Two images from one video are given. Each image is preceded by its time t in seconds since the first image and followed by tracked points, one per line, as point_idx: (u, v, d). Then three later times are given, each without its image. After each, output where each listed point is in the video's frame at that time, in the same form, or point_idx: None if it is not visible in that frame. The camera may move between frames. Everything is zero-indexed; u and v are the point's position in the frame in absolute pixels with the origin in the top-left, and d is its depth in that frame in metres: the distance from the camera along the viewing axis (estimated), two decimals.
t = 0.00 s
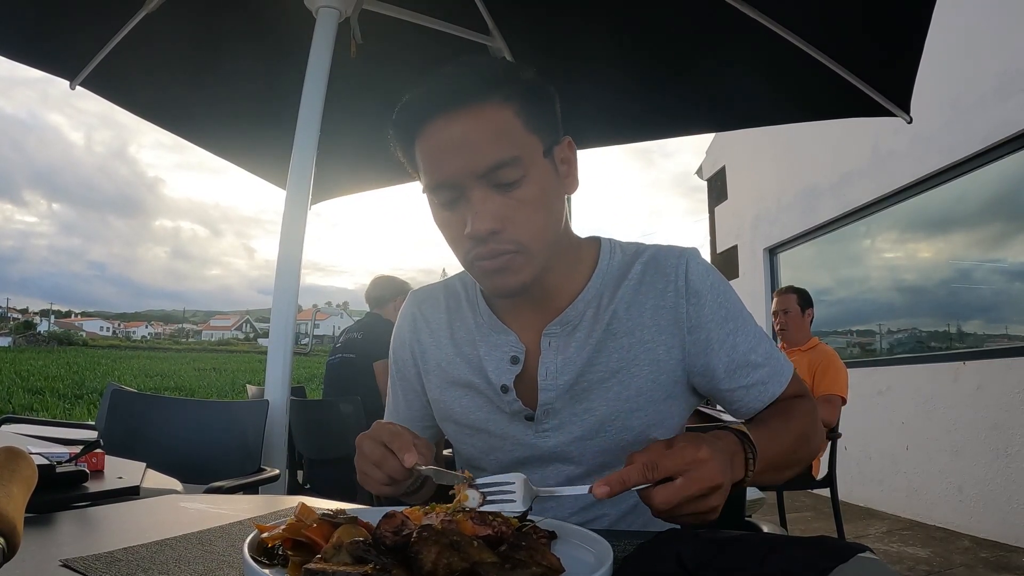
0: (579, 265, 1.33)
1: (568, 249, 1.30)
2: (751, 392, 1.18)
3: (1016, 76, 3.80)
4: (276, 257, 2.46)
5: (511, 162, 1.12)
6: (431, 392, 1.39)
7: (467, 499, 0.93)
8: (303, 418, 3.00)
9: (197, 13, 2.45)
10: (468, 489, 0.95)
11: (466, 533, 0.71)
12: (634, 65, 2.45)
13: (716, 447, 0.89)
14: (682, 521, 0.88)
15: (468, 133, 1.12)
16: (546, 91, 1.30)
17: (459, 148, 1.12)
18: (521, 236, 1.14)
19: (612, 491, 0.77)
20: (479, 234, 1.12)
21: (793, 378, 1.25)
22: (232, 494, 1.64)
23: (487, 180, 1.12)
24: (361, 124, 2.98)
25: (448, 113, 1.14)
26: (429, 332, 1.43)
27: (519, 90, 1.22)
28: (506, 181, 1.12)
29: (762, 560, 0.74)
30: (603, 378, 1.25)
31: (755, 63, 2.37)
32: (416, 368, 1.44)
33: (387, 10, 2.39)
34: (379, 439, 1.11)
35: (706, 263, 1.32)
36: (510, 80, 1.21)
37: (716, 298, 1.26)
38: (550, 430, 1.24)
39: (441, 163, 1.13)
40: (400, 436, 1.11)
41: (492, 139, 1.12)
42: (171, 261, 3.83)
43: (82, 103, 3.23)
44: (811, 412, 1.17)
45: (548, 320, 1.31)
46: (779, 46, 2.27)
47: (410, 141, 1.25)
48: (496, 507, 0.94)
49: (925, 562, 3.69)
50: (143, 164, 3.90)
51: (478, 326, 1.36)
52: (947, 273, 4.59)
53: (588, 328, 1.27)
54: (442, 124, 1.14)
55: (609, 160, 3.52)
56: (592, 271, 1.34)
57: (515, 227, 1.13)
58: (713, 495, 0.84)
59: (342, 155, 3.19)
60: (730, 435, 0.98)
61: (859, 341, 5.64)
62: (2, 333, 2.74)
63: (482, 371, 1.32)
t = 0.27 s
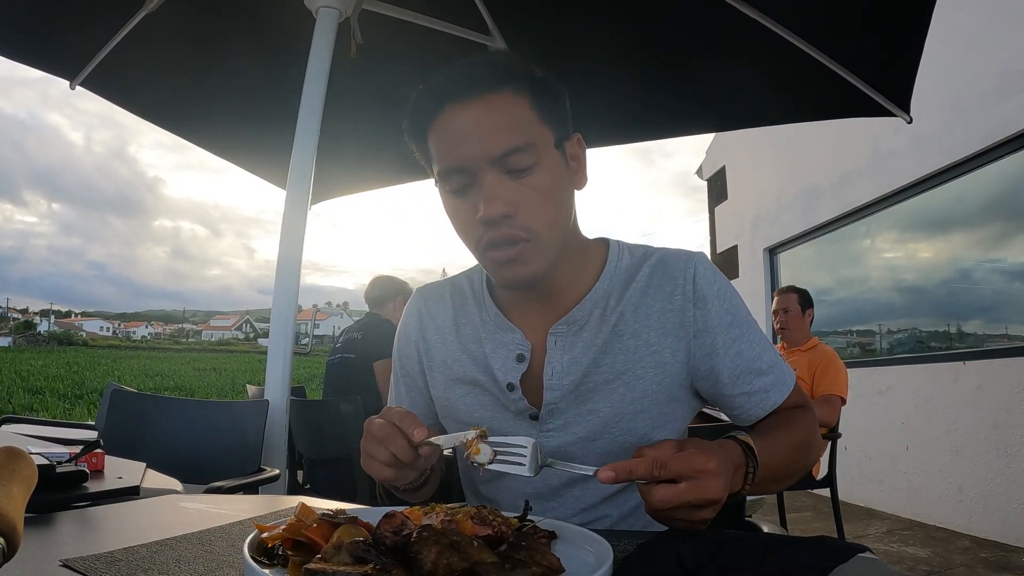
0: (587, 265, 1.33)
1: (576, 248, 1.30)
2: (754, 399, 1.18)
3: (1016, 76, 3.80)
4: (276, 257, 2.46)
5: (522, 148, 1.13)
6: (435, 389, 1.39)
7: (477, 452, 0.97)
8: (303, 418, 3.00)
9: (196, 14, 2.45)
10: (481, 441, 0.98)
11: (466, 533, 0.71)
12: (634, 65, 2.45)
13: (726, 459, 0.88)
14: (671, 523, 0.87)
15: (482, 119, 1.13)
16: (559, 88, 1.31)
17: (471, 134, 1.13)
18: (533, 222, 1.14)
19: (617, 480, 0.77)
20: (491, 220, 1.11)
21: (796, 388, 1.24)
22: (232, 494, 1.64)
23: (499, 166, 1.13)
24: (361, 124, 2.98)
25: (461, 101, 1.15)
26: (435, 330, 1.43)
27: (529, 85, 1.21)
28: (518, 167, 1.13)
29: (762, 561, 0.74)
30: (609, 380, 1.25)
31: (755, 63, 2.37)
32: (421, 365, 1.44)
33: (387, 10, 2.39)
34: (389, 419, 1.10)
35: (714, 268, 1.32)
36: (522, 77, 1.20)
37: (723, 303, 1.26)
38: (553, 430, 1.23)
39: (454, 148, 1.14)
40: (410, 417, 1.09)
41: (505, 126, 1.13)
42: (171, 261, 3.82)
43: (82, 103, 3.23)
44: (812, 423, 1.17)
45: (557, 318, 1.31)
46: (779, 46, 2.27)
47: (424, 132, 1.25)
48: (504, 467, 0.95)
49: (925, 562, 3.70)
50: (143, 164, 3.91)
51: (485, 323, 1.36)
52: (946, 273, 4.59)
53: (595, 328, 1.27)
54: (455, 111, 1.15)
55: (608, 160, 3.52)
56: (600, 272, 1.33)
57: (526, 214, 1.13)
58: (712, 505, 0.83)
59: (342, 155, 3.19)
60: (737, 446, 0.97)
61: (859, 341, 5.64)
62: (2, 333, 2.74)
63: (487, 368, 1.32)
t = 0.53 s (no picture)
0: (592, 266, 1.33)
1: (582, 248, 1.30)
2: (756, 406, 1.18)
3: (1016, 76, 3.80)
4: (276, 257, 2.46)
5: (533, 139, 1.14)
6: (437, 386, 1.38)
7: (497, 426, 0.94)
8: (303, 418, 3.00)
9: (196, 14, 2.45)
10: (502, 416, 0.95)
11: (466, 533, 0.71)
12: (634, 65, 2.45)
13: (735, 465, 0.88)
14: (673, 524, 0.86)
15: (494, 110, 1.15)
16: (572, 86, 1.31)
17: (484, 122, 1.14)
18: (543, 211, 1.13)
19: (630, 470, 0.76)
20: (501, 208, 1.11)
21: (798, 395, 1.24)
22: (232, 494, 1.64)
23: (510, 156, 1.14)
24: (361, 124, 2.98)
25: (474, 93, 1.17)
26: (438, 327, 1.43)
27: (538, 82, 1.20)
28: (530, 157, 1.14)
29: (763, 561, 0.74)
30: (613, 381, 1.24)
31: (755, 63, 2.37)
32: (424, 362, 1.44)
33: (386, 9, 2.40)
34: (392, 410, 1.09)
35: (720, 272, 1.32)
36: (531, 73, 1.19)
37: (729, 306, 1.26)
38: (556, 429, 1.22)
39: (466, 138, 1.15)
40: (412, 408, 1.09)
41: (517, 117, 1.14)
42: (171, 261, 3.76)
43: (82, 104, 3.24)
44: (812, 430, 1.18)
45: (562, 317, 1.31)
46: (779, 47, 2.27)
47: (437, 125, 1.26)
48: (520, 443, 0.93)
49: (925, 562, 3.70)
50: (142, 165, 3.92)
51: (489, 320, 1.36)
52: (946, 273, 4.59)
53: (600, 328, 1.27)
54: (467, 103, 1.17)
55: (609, 160, 3.52)
56: (605, 274, 1.33)
57: (537, 204, 1.13)
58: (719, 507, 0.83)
59: (341, 155, 3.19)
60: (742, 451, 0.97)
61: (859, 341, 5.64)
62: (2, 333, 2.78)
63: (491, 366, 1.31)
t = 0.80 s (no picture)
0: (594, 266, 1.32)
1: (586, 247, 1.30)
2: (756, 407, 1.19)
3: (1016, 76, 3.80)
4: (276, 257, 2.46)
5: (544, 135, 1.14)
6: (438, 384, 1.38)
7: (510, 419, 0.99)
8: (303, 418, 3.00)
9: (195, 14, 2.44)
10: (514, 408, 1.01)
11: (466, 533, 0.71)
12: (634, 65, 2.45)
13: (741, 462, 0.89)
14: (678, 522, 0.86)
15: (506, 107, 1.15)
16: (581, 87, 1.32)
17: (497, 117, 1.15)
18: (553, 206, 1.13)
19: (641, 466, 0.77)
20: (512, 201, 1.11)
21: (799, 398, 1.24)
22: (232, 494, 1.64)
23: (521, 151, 1.14)
24: (360, 124, 2.98)
25: (487, 90, 1.17)
26: (439, 326, 1.43)
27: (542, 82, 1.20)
28: (541, 152, 1.14)
29: (762, 561, 0.74)
30: (614, 380, 1.24)
31: (755, 63, 2.37)
32: (425, 361, 1.44)
33: (386, 9, 2.40)
34: (390, 411, 1.10)
35: (722, 273, 1.32)
36: (536, 72, 1.19)
37: (732, 308, 1.25)
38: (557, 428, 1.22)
39: (478, 133, 1.15)
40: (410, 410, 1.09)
41: (528, 114, 1.14)
42: (170, 261, 3.76)
43: (81, 104, 3.24)
44: (812, 431, 1.18)
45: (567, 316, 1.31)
46: (780, 46, 2.27)
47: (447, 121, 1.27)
48: (528, 435, 0.97)
49: (925, 562, 3.70)
50: (142, 165, 3.92)
51: (491, 318, 1.36)
52: (946, 273, 4.59)
53: (601, 328, 1.26)
54: (478, 99, 1.17)
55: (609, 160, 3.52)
56: (607, 274, 1.33)
57: (547, 199, 1.13)
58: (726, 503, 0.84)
59: (341, 155, 3.19)
60: (746, 450, 0.97)
61: (859, 341, 5.64)
62: (2, 333, 2.78)
63: (492, 363, 1.31)
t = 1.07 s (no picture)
0: (594, 266, 1.32)
1: (586, 247, 1.30)
2: (756, 407, 1.19)
3: (1016, 76, 3.80)
4: (276, 257, 2.46)
5: (543, 135, 1.14)
6: (437, 386, 1.38)
7: (514, 417, 0.98)
8: (303, 418, 3.00)
9: (195, 14, 2.44)
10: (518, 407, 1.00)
11: (466, 533, 0.71)
12: (635, 65, 2.45)
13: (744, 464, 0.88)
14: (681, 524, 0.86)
15: (505, 107, 1.15)
16: (580, 86, 1.32)
17: (495, 117, 1.15)
18: (552, 206, 1.13)
19: (645, 466, 0.76)
20: (510, 201, 1.11)
21: (799, 398, 1.24)
22: (232, 494, 1.64)
23: (520, 151, 1.14)
24: (360, 124, 2.97)
25: (485, 89, 1.17)
26: (439, 327, 1.42)
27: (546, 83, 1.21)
28: (540, 152, 1.14)
29: (762, 561, 0.74)
30: (614, 380, 1.24)
31: (755, 63, 2.37)
32: (424, 362, 1.43)
33: (387, 9, 2.40)
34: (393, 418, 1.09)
35: (721, 273, 1.32)
36: (538, 72, 1.20)
37: (732, 308, 1.25)
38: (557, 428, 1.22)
39: (478, 133, 1.16)
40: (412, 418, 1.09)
41: (527, 114, 1.15)
42: (170, 261, 3.75)
43: (81, 104, 3.24)
44: (812, 432, 1.18)
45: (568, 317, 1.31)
46: (780, 47, 2.27)
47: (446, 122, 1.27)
48: (530, 434, 0.95)
49: (925, 562, 3.69)
50: (142, 164, 3.92)
51: (490, 318, 1.35)
52: (946, 273, 4.59)
53: (601, 329, 1.26)
54: (477, 100, 1.17)
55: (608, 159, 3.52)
56: (607, 274, 1.33)
57: (546, 198, 1.13)
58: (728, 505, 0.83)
59: (341, 155, 3.19)
60: (749, 450, 0.97)
61: (859, 341, 5.64)
62: (2, 333, 2.78)
63: (491, 364, 1.31)
